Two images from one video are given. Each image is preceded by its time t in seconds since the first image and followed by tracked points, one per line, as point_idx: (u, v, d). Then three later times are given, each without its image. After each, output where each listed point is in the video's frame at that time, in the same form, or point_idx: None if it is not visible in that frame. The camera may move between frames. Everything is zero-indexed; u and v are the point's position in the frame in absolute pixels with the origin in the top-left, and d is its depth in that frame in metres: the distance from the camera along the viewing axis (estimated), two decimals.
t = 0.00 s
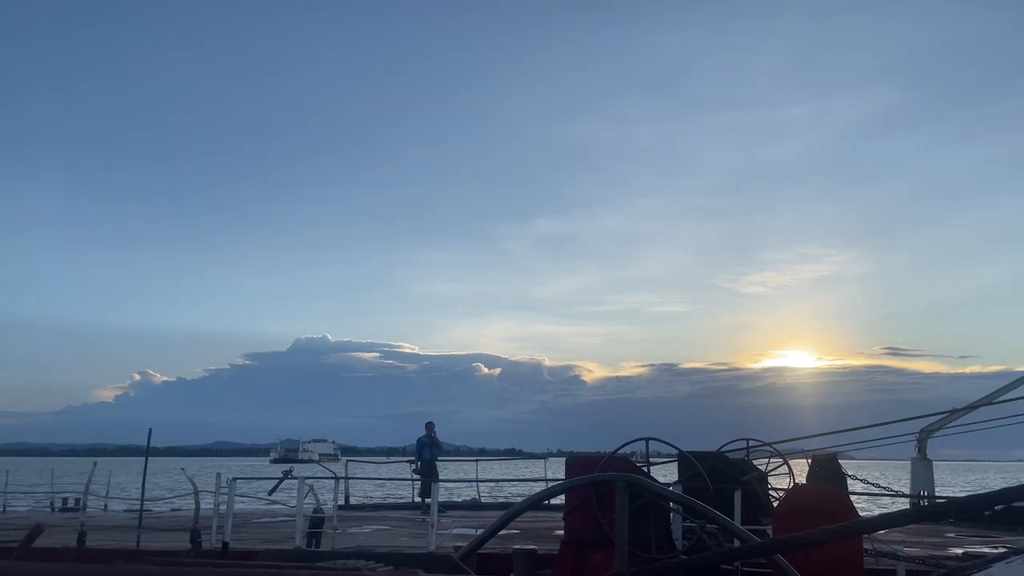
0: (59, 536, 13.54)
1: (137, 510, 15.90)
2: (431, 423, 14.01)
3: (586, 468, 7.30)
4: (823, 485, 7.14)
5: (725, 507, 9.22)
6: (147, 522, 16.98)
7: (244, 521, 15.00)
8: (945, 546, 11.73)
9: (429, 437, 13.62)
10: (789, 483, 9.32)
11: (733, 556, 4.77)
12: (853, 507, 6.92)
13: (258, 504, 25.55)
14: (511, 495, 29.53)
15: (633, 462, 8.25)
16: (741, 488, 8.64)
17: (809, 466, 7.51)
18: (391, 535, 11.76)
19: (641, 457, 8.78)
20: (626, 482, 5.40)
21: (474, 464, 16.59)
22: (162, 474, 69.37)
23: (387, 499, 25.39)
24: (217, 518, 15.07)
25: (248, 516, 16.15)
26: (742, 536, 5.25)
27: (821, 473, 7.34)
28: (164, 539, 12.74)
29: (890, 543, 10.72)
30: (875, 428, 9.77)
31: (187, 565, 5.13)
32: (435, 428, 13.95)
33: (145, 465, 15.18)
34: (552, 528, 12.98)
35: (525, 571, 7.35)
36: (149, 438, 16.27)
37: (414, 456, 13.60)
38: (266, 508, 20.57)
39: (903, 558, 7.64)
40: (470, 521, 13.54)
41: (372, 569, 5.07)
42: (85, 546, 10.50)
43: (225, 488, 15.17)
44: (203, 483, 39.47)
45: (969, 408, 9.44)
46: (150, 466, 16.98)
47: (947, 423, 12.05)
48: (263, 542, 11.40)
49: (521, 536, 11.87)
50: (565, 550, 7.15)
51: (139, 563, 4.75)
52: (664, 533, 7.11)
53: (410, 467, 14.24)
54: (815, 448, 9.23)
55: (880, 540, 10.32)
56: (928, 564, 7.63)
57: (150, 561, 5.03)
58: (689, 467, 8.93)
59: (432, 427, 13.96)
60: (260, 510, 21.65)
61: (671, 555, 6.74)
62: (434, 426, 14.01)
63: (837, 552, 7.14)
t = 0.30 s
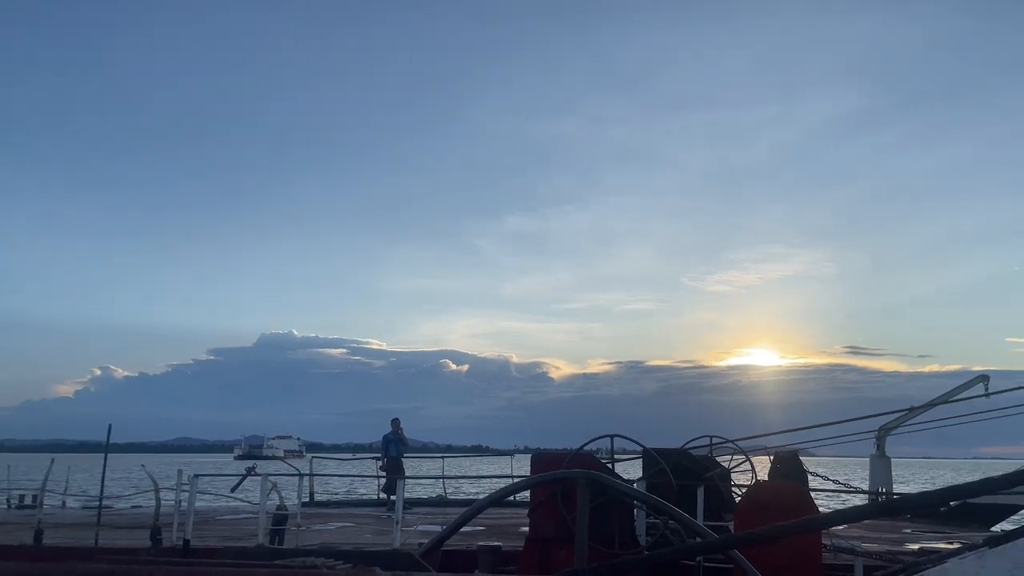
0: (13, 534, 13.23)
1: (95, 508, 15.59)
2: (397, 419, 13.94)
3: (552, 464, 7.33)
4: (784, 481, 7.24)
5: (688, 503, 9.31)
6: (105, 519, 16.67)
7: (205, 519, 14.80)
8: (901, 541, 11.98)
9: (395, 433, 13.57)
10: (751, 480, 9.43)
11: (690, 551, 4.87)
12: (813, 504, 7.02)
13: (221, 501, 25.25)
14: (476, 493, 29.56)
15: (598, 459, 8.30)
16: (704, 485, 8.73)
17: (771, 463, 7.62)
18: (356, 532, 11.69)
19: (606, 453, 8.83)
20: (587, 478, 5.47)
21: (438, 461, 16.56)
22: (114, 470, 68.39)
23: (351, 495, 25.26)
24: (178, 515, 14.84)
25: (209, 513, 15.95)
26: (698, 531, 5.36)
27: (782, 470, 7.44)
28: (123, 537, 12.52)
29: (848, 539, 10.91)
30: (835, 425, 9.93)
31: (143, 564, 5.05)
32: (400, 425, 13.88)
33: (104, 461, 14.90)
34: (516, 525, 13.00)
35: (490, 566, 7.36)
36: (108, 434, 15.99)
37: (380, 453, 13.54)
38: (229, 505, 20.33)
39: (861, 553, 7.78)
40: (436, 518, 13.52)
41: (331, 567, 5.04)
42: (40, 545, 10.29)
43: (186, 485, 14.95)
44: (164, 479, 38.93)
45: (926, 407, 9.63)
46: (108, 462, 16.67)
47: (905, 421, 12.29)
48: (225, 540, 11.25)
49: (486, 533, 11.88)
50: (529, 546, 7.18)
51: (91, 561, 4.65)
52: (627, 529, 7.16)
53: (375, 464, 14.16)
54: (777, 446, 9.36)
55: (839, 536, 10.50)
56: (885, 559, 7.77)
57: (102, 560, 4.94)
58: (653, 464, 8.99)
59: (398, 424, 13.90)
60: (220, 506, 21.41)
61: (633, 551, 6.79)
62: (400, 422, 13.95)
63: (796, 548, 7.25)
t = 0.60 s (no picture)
0: None
1: (55, 504, 15.33)
2: (365, 415, 13.88)
3: (519, 459, 7.35)
4: (748, 476, 7.33)
5: (653, 499, 9.40)
6: (64, 516, 16.39)
7: (168, 515, 14.61)
8: (861, 535, 12.19)
9: (363, 429, 13.50)
10: (716, 475, 9.53)
11: (653, 544, 4.93)
12: (776, 498, 7.12)
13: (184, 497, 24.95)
14: (443, 489, 29.53)
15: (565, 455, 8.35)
16: (669, 480, 8.80)
17: (735, 459, 7.71)
18: (321, 529, 11.63)
19: (573, 449, 8.87)
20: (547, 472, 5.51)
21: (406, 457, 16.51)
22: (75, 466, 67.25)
23: (317, 492, 25.11)
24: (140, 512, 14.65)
25: (172, 510, 15.76)
26: (659, 525, 5.42)
27: (746, 465, 7.54)
28: (84, 534, 12.34)
29: (810, 533, 11.07)
30: (798, 422, 10.07)
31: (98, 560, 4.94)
32: (367, 421, 13.82)
33: (64, 457, 14.65)
34: (482, 521, 13.02)
35: (456, 562, 7.36)
36: (67, 429, 15.71)
37: (347, 449, 13.47)
38: (192, 502, 20.09)
39: (822, 547, 7.91)
40: (403, 514, 13.50)
41: (289, 562, 5.01)
42: None
43: (148, 481, 14.76)
44: (125, 476, 38.44)
45: (887, 403, 9.80)
46: (68, 459, 16.40)
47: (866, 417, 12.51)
48: (187, 536, 11.12)
49: (453, 528, 11.88)
50: (495, 541, 7.19)
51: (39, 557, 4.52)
52: (593, 525, 7.19)
53: (341, 459, 14.09)
54: (741, 442, 9.48)
55: (801, 530, 10.66)
56: (844, 553, 7.91)
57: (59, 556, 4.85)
58: (619, 460, 9.06)
59: (365, 420, 13.84)
60: (184, 502, 21.15)
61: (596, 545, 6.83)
62: (367, 418, 13.89)
63: (757, 542, 7.34)
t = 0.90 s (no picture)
0: None
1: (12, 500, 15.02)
2: (332, 410, 13.78)
3: (486, 452, 7.36)
4: (713, 470, 7.41)
5: (619, 493, 9.46)
6: (21, 512, 16.06)
7: (130, 511, 14.41)
8: (823, 528, 12.39)
9: (329, 424, 13.40)
10: (681, 469, 9.62)
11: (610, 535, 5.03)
12: (740, 491, 7.20)
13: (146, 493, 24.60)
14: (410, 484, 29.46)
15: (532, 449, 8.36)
16: (635, 474, 8.87)
17: (701, 452, 7.78)
18: (287, 524, 11.54)
19: (540, 443, 8.90)
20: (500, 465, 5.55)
21: (373, 452, 16.44)
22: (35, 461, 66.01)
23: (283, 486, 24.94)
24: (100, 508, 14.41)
25: (133, 505, 15.53)
26: (617, 515, 5.49)
27: (712, 459, 7.62)
28: (43, 530, 12.11)
29: (773, 526, 11.23)
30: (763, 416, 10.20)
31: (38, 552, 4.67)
32: (334, 416, 13.73)
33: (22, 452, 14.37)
34: (450, 516, 13.01)
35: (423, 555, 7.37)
36: (25, 424, 15.41)
37: (313, 444, 13.37)
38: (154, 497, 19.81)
39: (784, 539, 8.02)
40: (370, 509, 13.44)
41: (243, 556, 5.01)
42: None
43: (109, 477, 14.53)
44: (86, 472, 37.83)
45: (849, 398, 9.97)
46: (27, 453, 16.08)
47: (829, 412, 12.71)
48: (150, 532, 10.96)
49: (420, 523, 11.87)
50: (461, 535, 7.20)
51: None
52: (559, 518, 7.22)
53: (308, 454, 13.98)
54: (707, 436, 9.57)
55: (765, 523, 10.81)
56: (806, 545, 8.04)
57: None
58: (586, 454, 9.10)
59: (332, 415, 13.75)
60: (146, 498, 20.86)
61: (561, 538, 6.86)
62: (334, 413, 13.79)
63: (721, 534, 7.43)
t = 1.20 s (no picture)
0: None
1: None
2: (298, 404, 13.68)
3: (454, 443, 7.37)
4: (680, 462, 7.48)
5: (586, 485, 9.51)
6: None
7: (90, 506, 14.20)
8: (786, 518, 12.58)
9: (295, 419, 13.31)
10: (647, 461, 9.69)
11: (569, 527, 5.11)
12: (705, 484, 7.28)
13: (107, 488, 24.21)
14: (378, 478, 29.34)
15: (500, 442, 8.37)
16: (601, 466, 8.92)
17: (668, 445, 7.85)
18: (252, 518, 11.44)
19: (507, 436, 8.91)
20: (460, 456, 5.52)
21: (340, 445, 16.36)
22: None
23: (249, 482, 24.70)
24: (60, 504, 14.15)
25: (94, 501, 15.30)
26: (579, 506, 5.55)
27: (678, 451, 7.70)
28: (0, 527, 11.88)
29: (736, 516, 11.37)
30: (728, 407, 10.31)
31: None
32: (300, 410, 13.62)
33: None
34: (416, 509, 12.98)
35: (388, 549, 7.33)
36: None
37: (280, 439, 13.28)
38: (115, 493, 19.51)
39: (747, 529, 8.12)
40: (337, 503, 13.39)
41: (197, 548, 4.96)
42: None
43: (69, 472, 14.28)
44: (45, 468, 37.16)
45: (812, 390, 10.11)
46: None
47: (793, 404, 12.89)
48: (111, 528, 10.80)
49: (387, 517, 11.85)
50: (428, 528, 7.19)
51: None
52: (526, 509, 7.23)
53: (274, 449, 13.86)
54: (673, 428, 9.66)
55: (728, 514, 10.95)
56: (769, 535, 8.15)
57: None
58: (553, 446, 9.14)
59: (298, 409, 13.65)
60: (107, 494, 20.54)
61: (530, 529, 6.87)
62: (300, 407, 13.69)
63: (687, 525, 7.54)
